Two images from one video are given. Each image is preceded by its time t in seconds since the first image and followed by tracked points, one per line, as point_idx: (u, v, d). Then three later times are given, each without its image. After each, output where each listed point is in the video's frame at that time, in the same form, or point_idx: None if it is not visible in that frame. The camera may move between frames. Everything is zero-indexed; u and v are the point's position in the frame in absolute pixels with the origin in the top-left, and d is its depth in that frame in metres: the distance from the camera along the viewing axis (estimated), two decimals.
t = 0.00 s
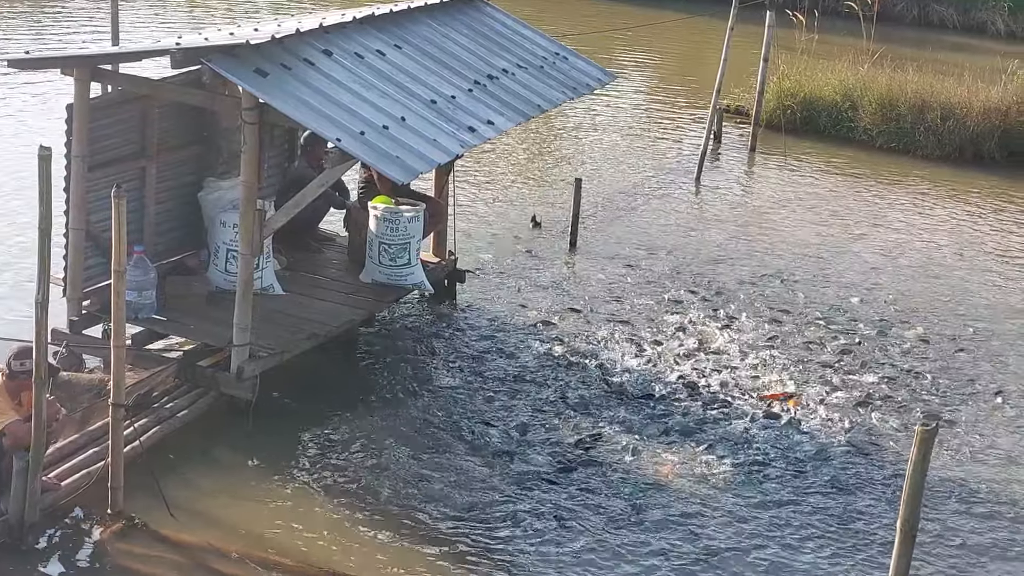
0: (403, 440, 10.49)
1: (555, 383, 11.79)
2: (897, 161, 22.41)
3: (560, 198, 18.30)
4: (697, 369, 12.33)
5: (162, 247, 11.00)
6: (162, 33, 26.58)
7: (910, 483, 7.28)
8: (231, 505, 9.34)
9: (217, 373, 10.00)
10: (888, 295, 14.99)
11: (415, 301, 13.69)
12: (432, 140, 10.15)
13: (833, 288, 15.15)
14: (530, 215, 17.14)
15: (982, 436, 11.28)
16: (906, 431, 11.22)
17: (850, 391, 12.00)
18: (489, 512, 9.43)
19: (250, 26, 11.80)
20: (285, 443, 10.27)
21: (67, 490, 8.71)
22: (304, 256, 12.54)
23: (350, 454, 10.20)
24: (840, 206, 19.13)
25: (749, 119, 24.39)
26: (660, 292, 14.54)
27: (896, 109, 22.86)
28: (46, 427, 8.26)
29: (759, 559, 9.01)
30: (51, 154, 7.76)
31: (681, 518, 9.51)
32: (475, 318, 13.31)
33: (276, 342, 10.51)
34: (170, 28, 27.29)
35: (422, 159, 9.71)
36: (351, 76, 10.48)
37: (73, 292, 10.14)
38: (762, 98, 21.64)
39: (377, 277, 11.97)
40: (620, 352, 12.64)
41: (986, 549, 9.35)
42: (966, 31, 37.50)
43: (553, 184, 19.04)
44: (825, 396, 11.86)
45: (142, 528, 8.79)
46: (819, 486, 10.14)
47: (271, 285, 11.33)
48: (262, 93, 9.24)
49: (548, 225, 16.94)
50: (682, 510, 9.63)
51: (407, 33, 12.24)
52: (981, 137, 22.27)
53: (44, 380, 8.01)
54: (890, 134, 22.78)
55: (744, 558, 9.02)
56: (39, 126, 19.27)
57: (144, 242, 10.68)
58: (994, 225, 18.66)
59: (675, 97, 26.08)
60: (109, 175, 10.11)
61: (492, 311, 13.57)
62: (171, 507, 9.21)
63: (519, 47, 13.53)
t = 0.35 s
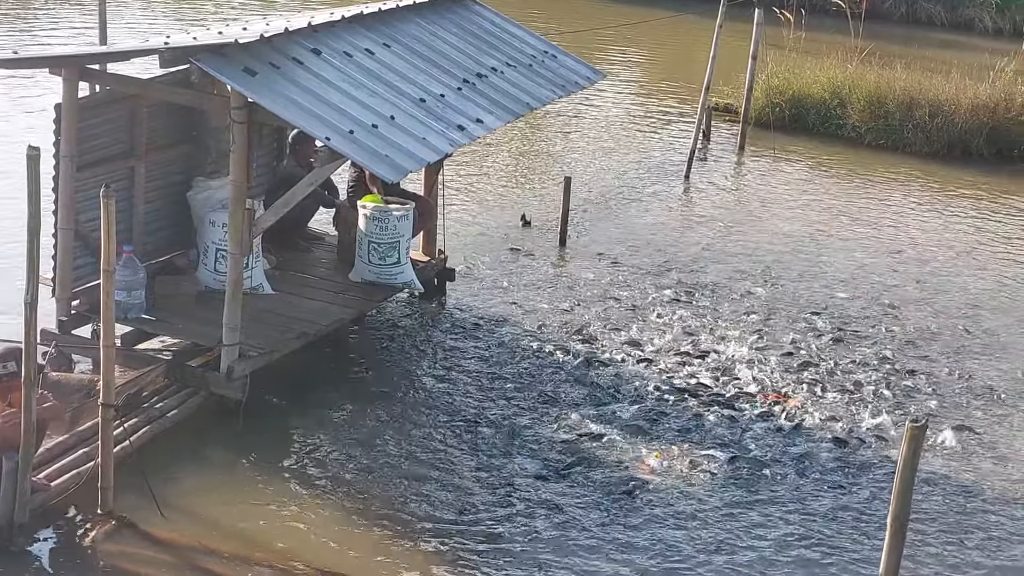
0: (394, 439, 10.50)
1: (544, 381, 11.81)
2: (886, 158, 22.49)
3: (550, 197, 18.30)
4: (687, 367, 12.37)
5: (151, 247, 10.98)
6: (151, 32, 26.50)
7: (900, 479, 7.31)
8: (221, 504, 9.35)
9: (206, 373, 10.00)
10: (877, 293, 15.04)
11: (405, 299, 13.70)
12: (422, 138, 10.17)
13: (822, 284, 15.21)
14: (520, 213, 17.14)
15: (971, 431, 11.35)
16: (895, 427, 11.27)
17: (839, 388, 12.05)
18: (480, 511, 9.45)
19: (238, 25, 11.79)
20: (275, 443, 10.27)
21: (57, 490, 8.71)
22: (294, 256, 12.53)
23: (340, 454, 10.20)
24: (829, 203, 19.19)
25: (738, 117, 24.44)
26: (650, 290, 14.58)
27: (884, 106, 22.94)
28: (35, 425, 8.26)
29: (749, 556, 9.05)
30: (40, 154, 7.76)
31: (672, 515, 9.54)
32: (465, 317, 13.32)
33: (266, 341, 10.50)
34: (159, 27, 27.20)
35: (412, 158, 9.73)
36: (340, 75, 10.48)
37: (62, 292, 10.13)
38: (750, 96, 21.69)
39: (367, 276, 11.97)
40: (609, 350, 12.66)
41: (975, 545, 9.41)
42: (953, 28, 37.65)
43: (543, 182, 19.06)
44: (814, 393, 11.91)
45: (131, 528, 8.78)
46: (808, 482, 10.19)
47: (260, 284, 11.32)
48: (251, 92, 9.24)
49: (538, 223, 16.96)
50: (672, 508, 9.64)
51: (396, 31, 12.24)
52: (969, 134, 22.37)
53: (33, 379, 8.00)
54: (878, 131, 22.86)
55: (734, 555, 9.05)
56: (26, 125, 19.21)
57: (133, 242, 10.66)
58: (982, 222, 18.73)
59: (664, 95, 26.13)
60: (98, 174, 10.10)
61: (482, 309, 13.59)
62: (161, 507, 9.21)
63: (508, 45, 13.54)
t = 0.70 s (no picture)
0: (389, 438, 10.50)
1: (540, 379, 11.82)
2: (880, 155, 22.53)
3: (544, 195, 18.30)
4: (682, 364, 12.39)
5: (146, 246, 10.97)
6: (145, 31, 26.47)
7: (897, 476, 7.34)
8: (217, 503, 9.35)
9: (202, 372, 9.99)
10: (873, 289, 15.07)
11: (400, 298, 13.70)
12: (417, 137, 10.17)
13: (817, 281, 15.23)
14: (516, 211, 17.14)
15: (965, 427, 11.39)
16: (889, 424, 11.29)
17: (833, 384, 12.08)
18: (477, 509, 9.45)
19: (232, 24, 11.78)
20: (271, 442, 10.27)
21: (52, 489, 8.72)
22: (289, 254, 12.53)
23: (336, 453, 10.20)
24: (823, 200, 19.23)
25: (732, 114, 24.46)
26: (645, 287, 14.59)
27: (879, 103, 22.97)
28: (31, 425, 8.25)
29: (745, 553, 9.07)
30: (35, 153, 7.75)
31: (668, 513, 9.56)
32: (460, 315, 13.32)
33: (261, 340, 10.50)
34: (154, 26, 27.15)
35: (407, 156, 9.73)
36: (335, 73, 10.47)
37: (57, 292, 10.11)
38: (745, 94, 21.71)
39: (362, 274, 11.98)
40: (605, 348, 12.68)
41: (969, 541, 9.44)
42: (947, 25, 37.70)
43: (537, 180, 19.07)
44: (809, 389, 11.94)
45: (127, 527, 8.78)
46: (804, 479, 10.21)
47: (255, 283, 11.31)
48: (246, 90, 9.23)
49: (533, 220, 16.97)
50: (668, 506, 9.65)
51: (390, 29, 12.24)
52: (963, 132, 22.42)
53: (27, 378, 7.99)
54: (873, 128, 22.90)
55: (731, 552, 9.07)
56: (21, 125, 19.19)
57: (127, 241, 10.65)
58: (976, 219, 18.76)
59: (658, 92, 26.15)
60: (93, 173, 10.09)
61: (478, 308, 13.59)
62: (157, 506, 9.21)
63: (502, 43, 13.55)
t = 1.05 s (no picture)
0: (387, 437, 10.50)
1: (536, 377, 11.82)
2: (875, 151, 22.55)
3: (541, 193, 18.31)
4: (678, 361, 12.41)
5: (140, 247, 10.96)
6: (139, 32, 26.43)
7: (891, 474, 7.35)
8: (213, 503, 9.35)
9: (198, 372, 9.99)
10: (869, 286, 15.09)
11: (396, 297, 13.70)
12: (412, 136, 10.17)
13: (813, 278, 15.26)
14: (511, 210, 17.16)
15: (961, 424, 11.40)
16: (887, 421, 11.31)
17: (830, 381, 12.10)
18: (475, 508, 9.45)
19: (227, 24, 11.76)
20: (267, 442, 10.26)
21: (48, 490, 8.73)
22: (285, 254, 12.53)
23: (332, 452, 10.20)
24: (819, 197, 19.25)
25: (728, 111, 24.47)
26: (642, 285, 14.61)
27: (874, 100, 22.99)
28: (27, 425, 8.28)
29: (741, 550, 9.09)
30: (30, 154, 7.76)
31: (666, 510, 9.58)
32: (456, 314, 13.34)
33: (257, 340, 10.50)
34: (148, 26, 27.13)
35: (401, 155, 9.73)
36: (329, 72, 10.47)
37: (52, 292, 10.11)
38: (740, 91, 21.73)
39: (358, 273, 11.98)
40: (601, 346, 12.69)
41: (965, 536, 9.47)
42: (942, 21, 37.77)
43: (533, 179, 19.07)
44: (805, 386, 11.96)
45: (123, 527, 8.78)
46: (801, 475, 10.23)
47: (251, 283, 11.31)
48: (240, 89, 9.23)
49: (529, 219, 16.98)
50: (665, 504, 9.66)
51: (385, 29, 12.24)
52: (958, 128, 22.46)
53: (23, 379, 8.00)
54: (867, 125, 22.93)
55: (728, 549, 9.08)
56: (16, 126, 19.16)
57: (122, 241, 10.64)
58: (972, 216, 18.79)
59: (654, 90, 26.15)
60: (87, 174, 10.09)
61: (474, 306, 13.60)
62: (153, 506, 9.20)
63: (497, 41, 13.55)
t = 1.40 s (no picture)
0: (386, 436, 10.50)
1: (536, 377, 11.82)
2: (873, 149, 22.56)
3: (538, 192, 18.31)
4: (676, 359, 12.41)
5: (138, 246, 10.96)
6: (136, 32, 26.39)
7: (890, 471, 7.35)
8: (212, 503, 9.35)
9: (196, 372, 9.99)
10: (866, 284, 15.09)
11: (394, 296, 13.71)
12: (410, 135, 10.17)
13: (810, 276, 15.25)
14: (509, 209, 17.15)
15: (959, 422, 11.41)
16: (885, 419, 11.32)
17: (828, 379, 12.11)
18: (476, 509, 9.44)
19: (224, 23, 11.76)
20: (265, 442, 10.26)
21: (46, 491, 8.72)
22: (282, 254, 12.53)
23: (331, 452, 10.20)
24: (816, 195, 19.25)
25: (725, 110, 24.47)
26: (639, 284, 14.60)
27: (872, 98, 23.00)
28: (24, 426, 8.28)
29: (740, 548, 9.10)
30: (28, 155, 7.75)
31: (665, 509, 9.58)
32: (454, 313, 13.34)
33: (255, 339, 10.50)
34: (144, 26, 27.08)
35: (399, 154, 9.72)
36: (327, 72, 10.47)
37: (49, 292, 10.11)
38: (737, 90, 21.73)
39: (355, 272, 11.97)
40: (599, 344, 12.69)
41: (963, 534, 9.48)
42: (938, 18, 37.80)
43: (531, 177, 19.06)
44: (803, 384, 11.96)
45: (122, 527, 8.77)
46: (799, 474, 10.24)
47: (249, 282, 11.31)
48: (237, 89, 9.22)
49: (527, 218, 16.97)
50: (666, 504, 9.65)
51: (382, 28, 12.24)
52: (955, 125, 22.47)
53: (21, 379, 7.99)
54: (865, 123, 22.94)
55: (727, 548, 9.09)
56: (13, 126, 19.13)
57: (120, 241, 10.63)
58: (969, 213, 18.79)
59: (651, 88, 26.14)
60: (85, 174, 10.08)
61: (472, 305, 13.60)
62: (152, 506, 9.20)
63: (494, 40, 13.55)
